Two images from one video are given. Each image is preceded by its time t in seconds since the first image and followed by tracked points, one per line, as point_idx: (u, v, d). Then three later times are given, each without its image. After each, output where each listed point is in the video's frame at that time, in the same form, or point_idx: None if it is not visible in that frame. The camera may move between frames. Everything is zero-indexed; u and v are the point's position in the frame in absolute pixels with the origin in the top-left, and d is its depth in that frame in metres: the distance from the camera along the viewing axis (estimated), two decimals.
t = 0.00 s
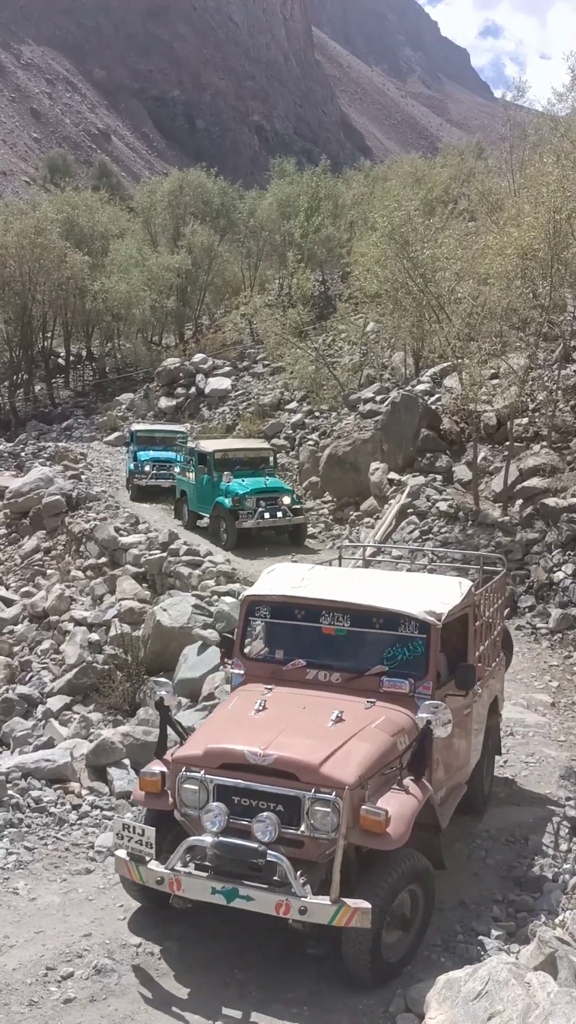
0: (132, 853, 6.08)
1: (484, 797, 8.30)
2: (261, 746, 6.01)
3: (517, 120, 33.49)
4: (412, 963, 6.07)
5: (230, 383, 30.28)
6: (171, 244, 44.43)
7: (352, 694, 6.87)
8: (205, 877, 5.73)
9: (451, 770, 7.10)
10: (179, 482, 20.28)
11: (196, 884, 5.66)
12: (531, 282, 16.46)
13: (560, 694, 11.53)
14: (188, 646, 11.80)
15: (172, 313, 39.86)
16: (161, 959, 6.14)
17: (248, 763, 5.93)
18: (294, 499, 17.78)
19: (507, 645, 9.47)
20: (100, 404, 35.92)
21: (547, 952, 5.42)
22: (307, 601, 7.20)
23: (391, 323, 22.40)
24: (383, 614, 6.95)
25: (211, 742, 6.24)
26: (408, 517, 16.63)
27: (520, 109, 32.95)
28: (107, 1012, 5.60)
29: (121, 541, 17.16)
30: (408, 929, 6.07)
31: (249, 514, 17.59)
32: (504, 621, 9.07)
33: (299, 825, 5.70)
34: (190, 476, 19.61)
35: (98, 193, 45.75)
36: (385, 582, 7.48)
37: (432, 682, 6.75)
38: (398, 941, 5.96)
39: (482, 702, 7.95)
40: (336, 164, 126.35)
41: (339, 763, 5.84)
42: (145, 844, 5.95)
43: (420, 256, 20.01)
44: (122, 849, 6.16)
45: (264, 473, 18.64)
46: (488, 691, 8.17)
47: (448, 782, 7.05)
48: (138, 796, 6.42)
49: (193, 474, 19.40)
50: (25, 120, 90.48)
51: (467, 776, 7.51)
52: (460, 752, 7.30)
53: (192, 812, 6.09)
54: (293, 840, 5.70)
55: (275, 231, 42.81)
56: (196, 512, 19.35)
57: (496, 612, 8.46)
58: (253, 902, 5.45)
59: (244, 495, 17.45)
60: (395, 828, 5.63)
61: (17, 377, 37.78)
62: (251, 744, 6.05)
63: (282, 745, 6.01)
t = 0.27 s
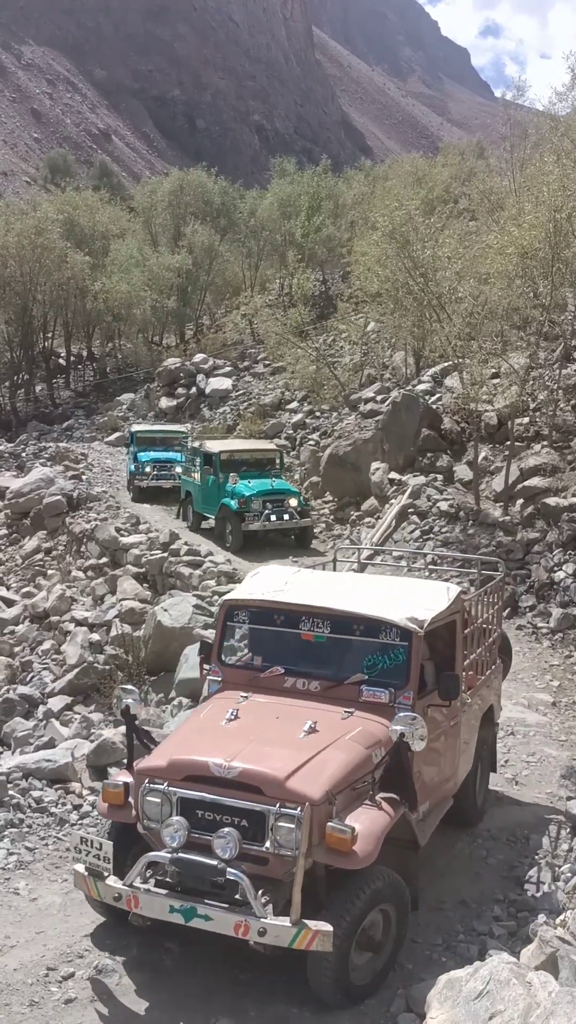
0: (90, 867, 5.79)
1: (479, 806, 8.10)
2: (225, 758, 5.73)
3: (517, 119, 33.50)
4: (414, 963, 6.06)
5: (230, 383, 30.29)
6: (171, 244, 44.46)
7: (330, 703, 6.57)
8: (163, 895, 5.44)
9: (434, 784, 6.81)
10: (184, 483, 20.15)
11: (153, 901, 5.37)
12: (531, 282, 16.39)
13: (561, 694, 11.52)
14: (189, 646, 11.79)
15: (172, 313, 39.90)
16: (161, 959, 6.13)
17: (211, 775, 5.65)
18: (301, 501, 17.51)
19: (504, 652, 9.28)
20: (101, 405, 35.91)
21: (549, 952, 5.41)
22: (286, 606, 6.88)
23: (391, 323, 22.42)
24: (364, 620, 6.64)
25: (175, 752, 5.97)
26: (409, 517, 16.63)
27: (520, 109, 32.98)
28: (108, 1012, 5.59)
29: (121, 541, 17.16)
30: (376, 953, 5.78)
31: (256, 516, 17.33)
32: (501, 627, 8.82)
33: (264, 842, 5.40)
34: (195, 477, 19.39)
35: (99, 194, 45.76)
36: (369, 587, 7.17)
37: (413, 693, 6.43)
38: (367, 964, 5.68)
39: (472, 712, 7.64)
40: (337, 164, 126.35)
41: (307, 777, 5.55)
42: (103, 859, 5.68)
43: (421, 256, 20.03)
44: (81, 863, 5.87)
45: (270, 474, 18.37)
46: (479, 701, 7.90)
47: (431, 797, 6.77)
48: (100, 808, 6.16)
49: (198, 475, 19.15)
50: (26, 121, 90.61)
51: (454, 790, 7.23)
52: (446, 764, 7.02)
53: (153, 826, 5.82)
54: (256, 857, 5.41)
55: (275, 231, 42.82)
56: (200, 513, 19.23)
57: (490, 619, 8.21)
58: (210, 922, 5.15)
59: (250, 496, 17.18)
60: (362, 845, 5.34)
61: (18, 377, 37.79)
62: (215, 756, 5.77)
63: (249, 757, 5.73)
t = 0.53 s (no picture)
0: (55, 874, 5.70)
1: (475, 815, 7.95)
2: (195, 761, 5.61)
3: (521, 119, 33.45)
4: (417, 963, 6.06)
5: (234, 383, 30.31)
6: (175, 245, 44.45)
7: (309, 706, 6.45)
8: (129, 903, 5.33)
9: (418, 791, 6.67)
10: (191, 484, 20.04)
11: (116, 909, 5.26)
12: (535, 281, 16.23)
13: (565, 694, 11.50)
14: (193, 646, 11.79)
15: (176, 313, 39.92)
16: (165, 959, 6.12)
17: (179, 778, 5.54)
18: (310, 502, 17.33)
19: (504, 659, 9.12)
20: (104, 405, 35.93)
21: (553, 951, 5.41)
22: (267, 608, 6.82)
23: (395, 323, 22.39)
24: (345, 621, 6.53)
25: (144, 756, 5.85)
26: (412, 517, 16.60)
27: (525, 108, 32.92)
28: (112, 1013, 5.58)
29: (125, 541, 17.17)
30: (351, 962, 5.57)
31: (264, 517, 17.15)
32: (499, 633, 8.66)
33: (232, 848, 5.23)
34: (203, 478, 19.24)
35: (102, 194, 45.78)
36: (354, 589, 7.08)
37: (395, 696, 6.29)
38: (342, 976, 5.48)
39: (463, 718, 7.47)
40: (340, 164, 126.36)
41: (277, 781, 5.39)
42: (66, 865, 5.61)
43: (424, 256, 19.98)
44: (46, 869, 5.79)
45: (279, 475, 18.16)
46: (472, 707, 7.73)
47: (415, 804, 6.62)
48: (69, 813, 6.07)
49: (206, 475, 19.00)
50: (29, 122, 90.83)
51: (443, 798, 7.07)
52: (432, 771, 6.87)
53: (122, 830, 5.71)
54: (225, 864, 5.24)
55: (279, 231, 42.81)
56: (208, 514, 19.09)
57: (484, 622, 8.06)
58: (173, 931, 5.02)
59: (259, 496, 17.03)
60: (333, 848, 5.15)
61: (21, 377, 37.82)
62: (184, 759, 5.65)
63: (219, 760, 5.61)
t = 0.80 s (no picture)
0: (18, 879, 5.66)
1: (478, 820, 7.71)
2: (163, 764, 5.51)
3: (537, 111, 33.25)
4: (429, 957, 6.08)
5: (247, 376, 30.33)
6: (188, 239, 44.43)
7: (291, 706, 6.30)
8: (91, 909, 5.27)
9: (406, 795, 6.48)
10: (208, 481, 19.96)
11: (77, 916, 5.21)
12: (550, 274, 16.03)
13: None
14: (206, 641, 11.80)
15: (189, 307, 40.00)
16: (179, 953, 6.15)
17: (146, 781, 5.45)
18: (328, 500, 17.20)
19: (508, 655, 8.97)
20: (119, 400, 36.05)
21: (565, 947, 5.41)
22: (251, 605, 6.65)
23: (409, 317, 22.31)
24: (330, 619, 6.34)
25: (113, 758, 5.77)
26: (426, 512, 16.54)
27: (541, 101, 32.72)
28: (127, 1007, 5.62)
29: (139, 536, 17.21)
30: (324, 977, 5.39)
31: (282, 515, 17.05)
32: (506, 630, 8.42)
33: (198, 855, 5.15)
34: (219, 475, 19.17)
35: (116, 189, 45.80)
36: (346, 585, 6.89)
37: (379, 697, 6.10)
38: (313, 990, 5.29)
39: (458, 720, 7.23)
40: (354, 157, 126.02)
41: (245, 785, 5.28)
42: (28, 871, 5.55)
43: (438, 249, 19.90)
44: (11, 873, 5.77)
45: (296, 472, 18.05)
46: (472, 708, 7.50)
47: (403, 809, 6.45)
48: (38, 816, 6.02)
49: (222, 473, 18.94)
50: (43, 117, 91.11)
51: (435, 803, 6.87)
52: (422, 775, 6.67)
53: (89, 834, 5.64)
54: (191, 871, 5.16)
55: (293, 226, 42.75)
56: (225, 511, 19.04)
57: (486, 619, 7.82)
58: (132, 939, 4.97)
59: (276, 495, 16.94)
60: (299, 855, 5.04)
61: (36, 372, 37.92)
62: (153, 762, 5.56)
63: (188, 763, 5.49)
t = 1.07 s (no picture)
0: None
1: (483, 831, 7.51)
2: (145, 763, 5.42)
3: (556, 99, 32.95)
4: (444, 948, 6.09)
5: (263, 367, 30.28)
6: (204, 229, 44.35)
7: (286, 706, 6.22)
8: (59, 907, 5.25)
9: (403, 802, 6.35)
10: (227, 472, 19.76)
11: (45, 915, 5.19)
12: (568, 264, 15.70)
13: None
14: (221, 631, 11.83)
15: (205, 298, 40.03)
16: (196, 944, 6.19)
17: (125, 779, 5.37)
18: (350, 490, 16.96)
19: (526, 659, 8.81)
20: (135, 390, 36.11)
21: None
22: (254, 598, 6.61)
23: (425, 306, 22.20)
24: (332, 619, 6.25)
25: (96, 752, 5.72)
26: (441, 502, 16.47)
27: (560, 88, 32.40)
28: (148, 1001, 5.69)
29: (154, 526, 17.25)
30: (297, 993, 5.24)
31: (303, 506, 16.80)
32: (526, 635, 8.25)
33: (172, 860, 5.06)
34: (239, 466, 18.98)
35: (132, 179, 45.77)
36: (355, 585, 6.79)
37: (379, 703, 5.96)
38: (286, 1003, 5.15)
39: (467, 727, 7.09)
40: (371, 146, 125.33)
41: (226, 790, 5.16)
42: None
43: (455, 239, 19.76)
44: None
45: (318, 463, 17.84)
46: (483, 715, 7.34)
47: (398, 817, 6.31)
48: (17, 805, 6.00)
49: (243, 464, 18.75)
50: (59, 107, 91.31)
51: (435, 812, 6.73)
52: (423, 782, 6.53)
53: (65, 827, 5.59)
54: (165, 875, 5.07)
55: (309, 215, 42.61)
56: (245, 503, 18.84)
57: (504, 624, 7.66)
58: (97, 944, 4.94)
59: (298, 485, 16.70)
60: (276, 869, 4.90)
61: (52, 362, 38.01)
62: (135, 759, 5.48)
63: (173, 763, 5.41)
